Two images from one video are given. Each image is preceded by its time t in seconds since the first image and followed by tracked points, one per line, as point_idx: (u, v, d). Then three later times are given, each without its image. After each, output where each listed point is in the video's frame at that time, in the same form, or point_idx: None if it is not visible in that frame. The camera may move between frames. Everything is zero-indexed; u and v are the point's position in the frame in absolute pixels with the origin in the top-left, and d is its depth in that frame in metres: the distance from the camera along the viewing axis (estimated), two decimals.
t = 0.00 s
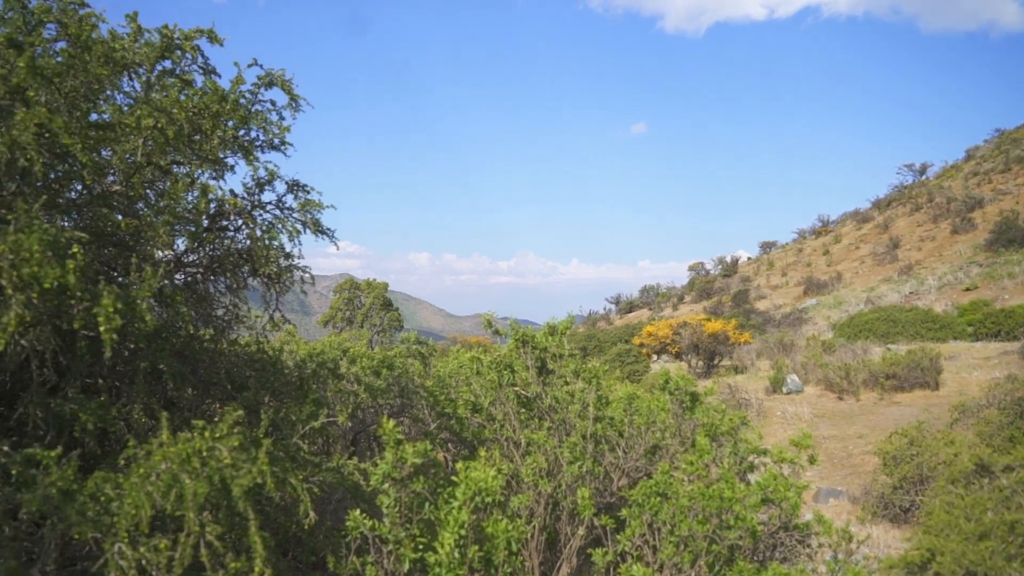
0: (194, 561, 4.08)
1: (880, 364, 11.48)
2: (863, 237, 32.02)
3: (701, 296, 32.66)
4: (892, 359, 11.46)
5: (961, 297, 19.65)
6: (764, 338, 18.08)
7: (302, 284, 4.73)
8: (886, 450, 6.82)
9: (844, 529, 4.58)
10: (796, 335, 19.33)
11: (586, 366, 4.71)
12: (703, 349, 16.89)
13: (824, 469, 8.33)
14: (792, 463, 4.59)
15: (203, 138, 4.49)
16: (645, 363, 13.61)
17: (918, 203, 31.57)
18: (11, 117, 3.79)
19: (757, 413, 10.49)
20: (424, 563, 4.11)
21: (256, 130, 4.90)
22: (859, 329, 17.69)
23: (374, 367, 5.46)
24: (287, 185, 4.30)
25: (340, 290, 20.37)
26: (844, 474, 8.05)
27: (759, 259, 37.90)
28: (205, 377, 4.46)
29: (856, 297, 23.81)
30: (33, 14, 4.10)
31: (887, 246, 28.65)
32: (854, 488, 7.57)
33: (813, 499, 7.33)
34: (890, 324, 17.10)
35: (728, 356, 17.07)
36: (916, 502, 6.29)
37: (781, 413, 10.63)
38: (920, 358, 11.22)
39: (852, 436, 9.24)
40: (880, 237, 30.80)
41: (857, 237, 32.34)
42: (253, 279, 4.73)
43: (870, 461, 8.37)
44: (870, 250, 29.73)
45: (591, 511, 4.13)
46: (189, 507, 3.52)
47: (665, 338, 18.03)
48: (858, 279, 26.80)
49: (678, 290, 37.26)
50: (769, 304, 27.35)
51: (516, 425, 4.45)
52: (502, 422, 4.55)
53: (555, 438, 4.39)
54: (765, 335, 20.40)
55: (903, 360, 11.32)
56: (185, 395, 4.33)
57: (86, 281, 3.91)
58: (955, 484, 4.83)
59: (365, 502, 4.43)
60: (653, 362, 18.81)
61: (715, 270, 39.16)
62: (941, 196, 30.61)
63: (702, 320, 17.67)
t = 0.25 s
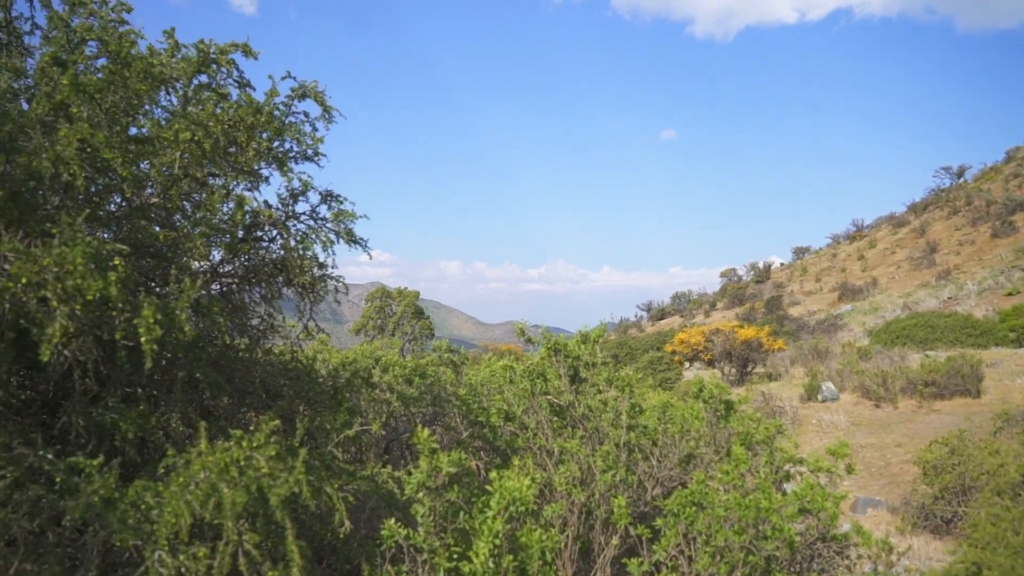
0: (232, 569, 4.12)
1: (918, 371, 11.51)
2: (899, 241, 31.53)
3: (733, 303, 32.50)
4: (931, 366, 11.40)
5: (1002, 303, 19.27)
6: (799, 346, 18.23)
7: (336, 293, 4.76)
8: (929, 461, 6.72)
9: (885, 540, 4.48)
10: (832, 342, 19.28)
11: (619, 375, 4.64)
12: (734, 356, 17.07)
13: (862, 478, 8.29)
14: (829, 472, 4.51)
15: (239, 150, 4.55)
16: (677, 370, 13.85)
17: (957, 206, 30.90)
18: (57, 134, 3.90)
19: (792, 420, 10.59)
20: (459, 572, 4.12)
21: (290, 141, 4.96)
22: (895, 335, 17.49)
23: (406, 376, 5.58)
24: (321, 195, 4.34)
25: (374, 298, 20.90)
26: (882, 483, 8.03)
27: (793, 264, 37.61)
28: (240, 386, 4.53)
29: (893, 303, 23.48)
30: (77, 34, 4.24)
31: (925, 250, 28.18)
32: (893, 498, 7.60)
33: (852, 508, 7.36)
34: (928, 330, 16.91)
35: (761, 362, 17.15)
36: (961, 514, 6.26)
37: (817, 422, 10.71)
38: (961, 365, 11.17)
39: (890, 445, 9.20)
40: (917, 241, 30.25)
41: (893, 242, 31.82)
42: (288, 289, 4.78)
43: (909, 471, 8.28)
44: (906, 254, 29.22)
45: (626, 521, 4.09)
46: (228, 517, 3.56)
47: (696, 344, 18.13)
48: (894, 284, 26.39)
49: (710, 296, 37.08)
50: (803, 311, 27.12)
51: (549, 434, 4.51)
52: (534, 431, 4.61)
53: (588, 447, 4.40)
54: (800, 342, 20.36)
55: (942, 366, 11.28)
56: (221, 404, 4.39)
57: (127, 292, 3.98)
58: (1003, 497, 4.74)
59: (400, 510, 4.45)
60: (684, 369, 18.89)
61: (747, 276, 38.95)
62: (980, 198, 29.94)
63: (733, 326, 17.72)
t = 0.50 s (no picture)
0: None
1: (959, 383, 11.63)
2: (936, 248, 30.96)
3: (766, 312, 32.24)
4: (972, 378, 11.54)
5: None
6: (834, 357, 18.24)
7: (370, 305, 4.80)
8: (971, 472, 7.27)
9: (927, 557, 4.36)
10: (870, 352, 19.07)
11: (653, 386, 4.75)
12: (769, 366, 16.87)
13: (901, 491, 8.57)
14: (868, 485, 4.43)
15: (273, 165, 4.60)
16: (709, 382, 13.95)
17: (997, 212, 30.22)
18: (98, 151, 3.99)
19: (830, 432, 10.64)
20: None
21: (322, 155, 5.01)
22: (932, 345, 17.10)
23: (439, 387, 5.70)
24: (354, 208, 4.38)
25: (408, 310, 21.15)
26: (921, 495, 8.31)
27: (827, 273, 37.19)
28: (275, 398, 4.57)
29: (931, 311, 23.06)
30: (117, 53, 4.34)
31: (963, 257, 27.63)
32: (934, 510, 7.85)
33: (893, 519, 7.80)
34: (967, 340, 16.53)
35: (795, 373, 16.94)
36: (1004, 527, 6.72)
37: (853, 432, 10.83)
38: (1003, 376, 11.26)
39: (929, 457, 9.39)
40: (955, 249, 29.69)
41: (930, 249, 31.27)
42: (322, 301, 4.83)
43: (950, 483, 8.53)
44: (944, 262, 28.70)
45: (662, 535, 4.02)
46: (266, 530, 3.57)
47: (730, 355, 18.16)
48: (932, 292, 25.92)
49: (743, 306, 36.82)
50: (838, 320, 26.82)
51: (583, 446, 4.55)
52: (568, 443, 4.64)
53: (622, 460, 4.40)
54: (834, 352, 20.25)
55: (983, 378, 11.40)
56: (256, 416, 4.43)
57: (166, 306, 4.03)
58: None
59: (434, 523, 4.46)
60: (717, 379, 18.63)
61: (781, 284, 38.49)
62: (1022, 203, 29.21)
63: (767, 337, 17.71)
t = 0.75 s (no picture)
0: None
1: (1003, 399, 11.34)
2: (977, 259, 30.26)
3: (801, 325, 31.86)
4: (1016, 393, 11.18)
5: None
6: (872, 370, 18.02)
7: (404, 320, 4.85)
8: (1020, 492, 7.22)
9: None
10: (909, 366, 18.70)
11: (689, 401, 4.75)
12: (803, 380, 16.66)
13: (945, 508, 8.42)
14: (910, 502, 4.32)
15: (309, 182, 4.67)
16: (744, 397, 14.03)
17: None
18: (140, 171, 4.07)
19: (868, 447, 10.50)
20: None
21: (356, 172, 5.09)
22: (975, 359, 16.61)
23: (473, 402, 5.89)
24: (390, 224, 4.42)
25: (438, 324, 21.48)
26: (965, 514, 8.15)
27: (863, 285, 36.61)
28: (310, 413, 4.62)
29: (973, 323, 22.54)
30: (157, 74, 4.45)
31: (1005, 268, 26.95)
32: (978, 529, 7.74)
33: (936, 538, 7.69)
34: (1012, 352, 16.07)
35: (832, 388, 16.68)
36: None
37: (892, 448, 10.71)
38: None
39: (972, 473, 9.26)
40: (996, 259, 28.99)
41: (970, 260, 30.58)
42: (357, 317, 4.88)
43: (997, 503, 8.34)
44: (985, 273, 28.06)
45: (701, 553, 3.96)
46: (306, 546, 3.58)
47: (765, 369, 18.16)
48: (973, 304, 25.32)
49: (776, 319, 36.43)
50: (876, 333, 26.40)
51: (618, 462, 4.56)
52: (603, 459, 4.67)
53: (657, 476, 4.40)
54: (873, 366, 19.91)
55: None
56: (292, 431, 4.49)
57: (205, 323, 4.08)
58: None
59: (469, 539, 4.47)
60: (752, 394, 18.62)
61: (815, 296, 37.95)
62: None
63: (803, 351, 17.52)
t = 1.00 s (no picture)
0: None
1: None
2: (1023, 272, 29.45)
3: (839, 340, 31.40)
4: None
5: None
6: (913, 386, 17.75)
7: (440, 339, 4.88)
8: None
9: None
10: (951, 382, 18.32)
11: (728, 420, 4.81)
12: (842, 397, 16.62)
13: (992, 530, 8.27)
14: (957, 524, 4.21)
15: (346, 201, 4.70)
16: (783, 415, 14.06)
17: None
18: (182, 193, 4.15)
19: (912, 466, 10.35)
20: None
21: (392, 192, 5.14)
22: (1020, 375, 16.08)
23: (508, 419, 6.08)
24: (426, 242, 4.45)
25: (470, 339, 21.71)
26: (1013, 536, 8.01)
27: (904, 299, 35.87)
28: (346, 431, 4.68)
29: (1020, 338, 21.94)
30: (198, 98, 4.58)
31: None
32: None
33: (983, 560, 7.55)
34: None
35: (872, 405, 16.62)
36: None
37: (936, 466, 10.55)
38: None
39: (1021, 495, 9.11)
40: None
41: (1017, 273, 29.79)
42: (393, 335, 4.92)
43: None
44: None
45: None
46: (346, 567, 3.58)
47: (802, 385, 18.10)
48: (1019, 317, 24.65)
49: (813, 334, 35.93)
50: (917, 348, 25.92)
51: (655, 480, 4.60)
52: (640, 477, 4.70)
53: (695, 496, 4.38)
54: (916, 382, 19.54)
55: None
56: (329, 449, 4.56)
57: (246, 343, 4.12)
58: None
59: (506, 559, 4.47)
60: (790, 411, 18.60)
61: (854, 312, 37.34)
62: None
63: (841, 367, 17.45)
